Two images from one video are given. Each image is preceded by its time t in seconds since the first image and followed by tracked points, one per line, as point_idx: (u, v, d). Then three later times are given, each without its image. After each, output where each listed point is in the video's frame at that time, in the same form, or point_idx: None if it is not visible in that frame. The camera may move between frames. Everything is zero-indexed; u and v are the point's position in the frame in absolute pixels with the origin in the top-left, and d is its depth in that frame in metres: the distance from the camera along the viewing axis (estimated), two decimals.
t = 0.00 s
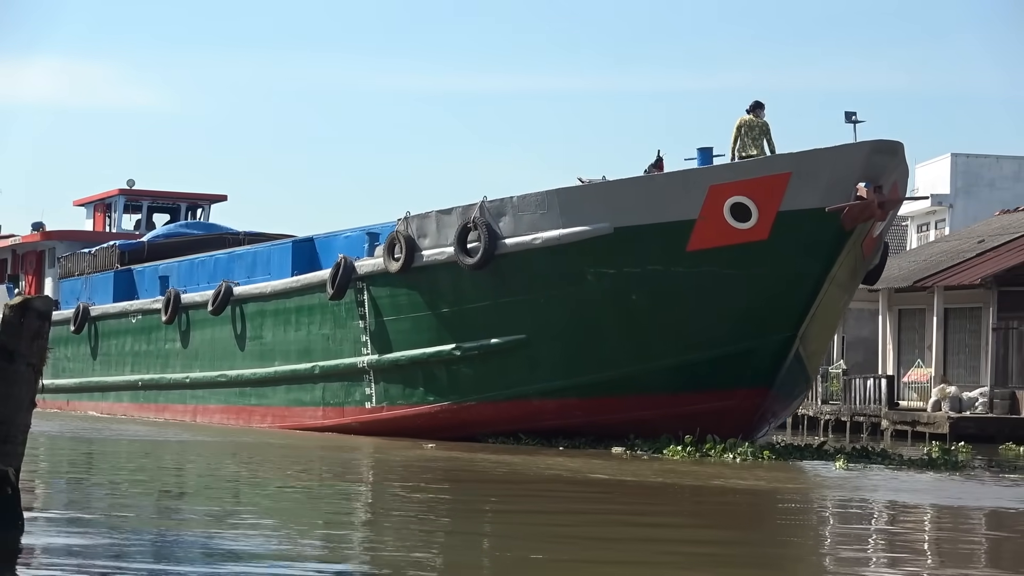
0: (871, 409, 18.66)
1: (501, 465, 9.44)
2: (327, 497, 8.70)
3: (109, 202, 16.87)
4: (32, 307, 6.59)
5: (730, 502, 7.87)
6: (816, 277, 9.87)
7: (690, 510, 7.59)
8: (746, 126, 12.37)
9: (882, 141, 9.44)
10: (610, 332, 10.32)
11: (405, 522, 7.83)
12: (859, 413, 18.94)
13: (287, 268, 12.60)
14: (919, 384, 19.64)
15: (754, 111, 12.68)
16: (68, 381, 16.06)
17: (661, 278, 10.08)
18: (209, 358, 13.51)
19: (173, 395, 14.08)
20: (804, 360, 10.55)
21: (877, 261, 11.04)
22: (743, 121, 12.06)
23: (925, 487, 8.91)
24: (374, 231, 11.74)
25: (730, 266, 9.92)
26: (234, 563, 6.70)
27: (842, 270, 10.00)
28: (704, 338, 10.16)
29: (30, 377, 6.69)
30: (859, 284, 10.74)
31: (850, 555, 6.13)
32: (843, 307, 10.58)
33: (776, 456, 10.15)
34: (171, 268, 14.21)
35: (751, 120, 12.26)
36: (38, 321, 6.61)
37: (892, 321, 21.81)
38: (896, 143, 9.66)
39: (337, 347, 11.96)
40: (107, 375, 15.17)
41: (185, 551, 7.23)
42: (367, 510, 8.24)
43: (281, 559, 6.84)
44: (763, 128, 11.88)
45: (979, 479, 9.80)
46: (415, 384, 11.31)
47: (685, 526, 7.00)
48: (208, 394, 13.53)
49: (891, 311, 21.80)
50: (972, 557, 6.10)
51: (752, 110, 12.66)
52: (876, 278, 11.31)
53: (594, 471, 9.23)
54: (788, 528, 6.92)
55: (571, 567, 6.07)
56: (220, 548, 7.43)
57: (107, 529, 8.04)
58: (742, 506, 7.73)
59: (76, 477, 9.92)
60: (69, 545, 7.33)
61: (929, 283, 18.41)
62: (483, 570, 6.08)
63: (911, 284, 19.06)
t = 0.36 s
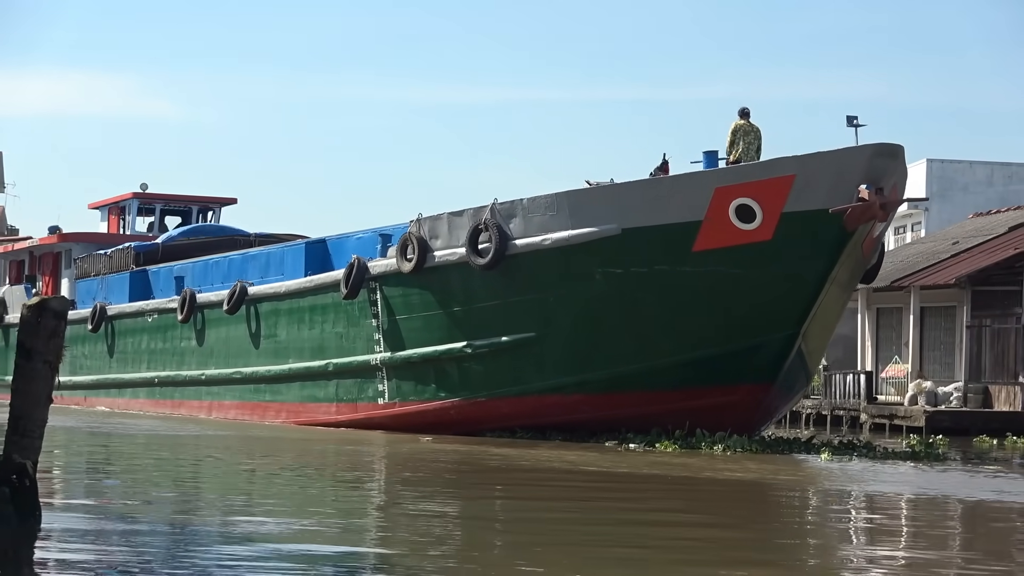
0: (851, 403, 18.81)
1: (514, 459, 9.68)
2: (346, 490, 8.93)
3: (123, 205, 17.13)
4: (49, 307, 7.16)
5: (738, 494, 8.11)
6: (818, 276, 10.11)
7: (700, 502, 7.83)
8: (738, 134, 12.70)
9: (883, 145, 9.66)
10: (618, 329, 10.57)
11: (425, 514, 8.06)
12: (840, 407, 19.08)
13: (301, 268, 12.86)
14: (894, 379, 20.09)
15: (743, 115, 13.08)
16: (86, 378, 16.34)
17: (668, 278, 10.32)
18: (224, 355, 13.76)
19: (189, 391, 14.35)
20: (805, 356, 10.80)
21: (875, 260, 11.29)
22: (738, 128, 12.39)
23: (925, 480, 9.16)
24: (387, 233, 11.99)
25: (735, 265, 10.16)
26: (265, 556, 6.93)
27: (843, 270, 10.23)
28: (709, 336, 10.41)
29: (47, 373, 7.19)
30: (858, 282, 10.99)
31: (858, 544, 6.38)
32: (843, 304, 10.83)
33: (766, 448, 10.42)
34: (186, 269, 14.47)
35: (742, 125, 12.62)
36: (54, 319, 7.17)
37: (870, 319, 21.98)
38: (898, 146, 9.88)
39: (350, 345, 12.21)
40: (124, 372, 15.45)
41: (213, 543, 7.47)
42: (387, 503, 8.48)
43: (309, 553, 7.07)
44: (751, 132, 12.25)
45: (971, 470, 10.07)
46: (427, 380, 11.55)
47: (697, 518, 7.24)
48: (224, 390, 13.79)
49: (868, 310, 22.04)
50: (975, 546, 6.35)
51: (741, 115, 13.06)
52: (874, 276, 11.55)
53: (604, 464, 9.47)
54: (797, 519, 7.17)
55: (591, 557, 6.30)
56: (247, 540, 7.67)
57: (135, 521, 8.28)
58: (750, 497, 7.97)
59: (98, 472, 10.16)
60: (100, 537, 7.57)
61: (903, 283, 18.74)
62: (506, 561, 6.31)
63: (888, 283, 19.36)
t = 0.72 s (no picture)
0: (832, 396, 19.46)
1: (525, 451, 9.93)
2: (362, 482, 9.17)
3: (138, 207, 17.40)
4: (65, 306, 7.52)
5: (742, 484, 8.35)
6: (821, 275, 10.32)
7: (706, 492, 8.07)
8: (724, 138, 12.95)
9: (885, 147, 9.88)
10: (626, 326, 10.81)
11: (440, 504, 8.30)
12: (822, 400, 19.72)
13: (314, 268, 13.12)
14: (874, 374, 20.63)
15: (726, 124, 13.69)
16: (103, 374, 16.62)
17: (675, 276, 10.55)
18: (239, 351, 14.03)
19: (205, 386, 14.62)
20: (807, 352, 11.04)
21: (875, 258, 11.52)
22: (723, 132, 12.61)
23: (922, 471, 9.43)
24: (400, 233, 12.24)
25: (741, 264, 10.39)
26: (288, 546, 7.17)
27: (845, 268, 10.45)
28: (714, 333, 10.65)
29: (64, 369, 7.56)
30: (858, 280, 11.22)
31: (860, 531, 6.61)
32: (843, 302, 11.06)
33: (757, 443, 10.68)
34: (201, 268, 14.74)
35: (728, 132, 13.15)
36: (71, 318, 7.53)
37: (851, 317, 22.26)
38: (899, 148, 10.09)
39: (364, 341, 12.45)
40: (141, 368, 15.72)
41: (236, 532, 7.72)
42: (402, 494, 8.72)
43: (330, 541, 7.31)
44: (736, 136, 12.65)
45: (961, 462, 10.34)
46: (439, 376, 11.81)
47: (702, 509, 7.48)
48: (238, 385, 14.04)
49: (848, 308, 22.30)
50: (971, 533, 6.58)
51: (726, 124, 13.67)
52: (874, 273, 11.78)
53: (613, 456, 9.72)
54: (799, 508, 7.40)
55: (604, 547, 6.53)
56: (268, 529, 7.91)
57: (156, 512, 8.52)
58: (754, 487, 8.21)
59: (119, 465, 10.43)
60: (127, 526, 7.82)
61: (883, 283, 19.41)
62: (524, 550, 6.54)
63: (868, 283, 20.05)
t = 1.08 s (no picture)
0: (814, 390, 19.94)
1: (535, 446, 10.16)
2: (378, 475, 9.41)
3: (152, 208, 17.66)
4: (82, 305, 7.96)
5: (747, 477, 8.58)
6: (824, 274, 10.57)
7: (712, 485, 8.30)
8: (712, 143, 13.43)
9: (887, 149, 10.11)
10: (634, 323, 11.04)
11: (454, 496, 8.54)
12: (805, 394, 20.19)
13: (327, 267, 13.36)
14: (855, 370, 20.93)
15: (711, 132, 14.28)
16: (120, 370, 16.91)
17: (682, 275, 10.79)
18: (254, 348, 14.28)
19: (221, 381, 14.90)
20: (810, 348, 11.27)
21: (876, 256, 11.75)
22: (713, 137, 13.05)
23: (920, 465, 9.66)
24: (412, 233, 12.48)
25: (747, 263, 10.63)
26: (306, 536, 7.40)
27: (848, 267, 10.68)
28: (720, 330, 10.89)
29: (80, 364, 7.97)
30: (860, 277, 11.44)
31: (861, 522, 6.83)
32: (845, 299, 11.28)
33: (747, 438, 10.97)
34: (216, 267, 14.98)
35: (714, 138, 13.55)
36: (87, 316, 7.96)
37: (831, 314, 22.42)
38: (902, 150, 10.31)
39: (377, 338, 12.69)
40: (157, 364, 15.99)
41: (256, 521, 7.97)
42: (416, 486, 8.96)
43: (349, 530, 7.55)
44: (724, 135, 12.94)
45: (946, 455, 10.62)
46: (451, 371, 12.04)
47: (709, 500, 7.70)
48: (254, 380, 14.31)
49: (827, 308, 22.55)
50: (968, 523, 6.80)
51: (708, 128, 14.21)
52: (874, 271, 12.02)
53: (621, 450, 9.94)
54: (803, 500, 7.62)
55: (615, 535, 6.76)
56: (288, 519, 8.16)
57: (172, 503, 8.74)
58: (758, 481, 8.43)
59: (139, 458, 10.70)
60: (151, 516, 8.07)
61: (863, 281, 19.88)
62: (537, 538, 6.77)
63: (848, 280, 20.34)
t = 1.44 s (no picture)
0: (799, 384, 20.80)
1: (544, 441, 10.40)
2: (391, 470, 9.66)
3: (166, 208, 17.95)
4: (97, 302, 8.32)
5: (752, 476, 8.80)
6: (827, 273, 10.82)
7: (717, 483, 8.52)
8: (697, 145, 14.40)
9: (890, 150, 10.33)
10: (641, 319, 11.27)
11: (464, 488, 8.78)
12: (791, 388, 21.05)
13: (340, 266, 13.62)
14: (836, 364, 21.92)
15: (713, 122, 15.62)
16: (136, 365, 17.21)
17: (689, 273, 11.02)
18: (268, 344, 14.54)
19: (234, 376, 15.17)
20: (813, 345, 11.51)
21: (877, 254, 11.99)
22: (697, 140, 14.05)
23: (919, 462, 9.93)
24: (424, 232, 12.73)
25: (752, 261, 10.87)
26: (321, 524, 7.60)
27: (851, 265, 10.91)
28: (725, 326, 11.13)
29: (95, 359, 8.34)
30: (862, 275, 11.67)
31: (862, 517, 7.02)
32: (847, 297, 11.51)
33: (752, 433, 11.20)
34: (230, 266, 15.27)
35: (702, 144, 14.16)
36: (102, 313, 8.31)
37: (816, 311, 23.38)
38: (904, 151, 10.54)
39: (389, 335, 12.94)
40: (173, 359, 16.28)
41: (272, 510, 8.21)
42: (427, 480, 9.20)
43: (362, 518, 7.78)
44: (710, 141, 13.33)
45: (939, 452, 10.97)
46: (462, 367, 12.28)
47: (713, 493, 7.92)
48: (267, 375, 14.56)
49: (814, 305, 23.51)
50: (966, 518, 7.02)
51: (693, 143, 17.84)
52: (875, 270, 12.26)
53: (629, 446, 10.17)
54: (805, 496, 7.83)
55: (622, 523, 6.98)
56: (303, 507, 8.40)
57: (190, 493, 8.96)
58: (763, 481, 8.65)
59: (157, 452, 10.97)
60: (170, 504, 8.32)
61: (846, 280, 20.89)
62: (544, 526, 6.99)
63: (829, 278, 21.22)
